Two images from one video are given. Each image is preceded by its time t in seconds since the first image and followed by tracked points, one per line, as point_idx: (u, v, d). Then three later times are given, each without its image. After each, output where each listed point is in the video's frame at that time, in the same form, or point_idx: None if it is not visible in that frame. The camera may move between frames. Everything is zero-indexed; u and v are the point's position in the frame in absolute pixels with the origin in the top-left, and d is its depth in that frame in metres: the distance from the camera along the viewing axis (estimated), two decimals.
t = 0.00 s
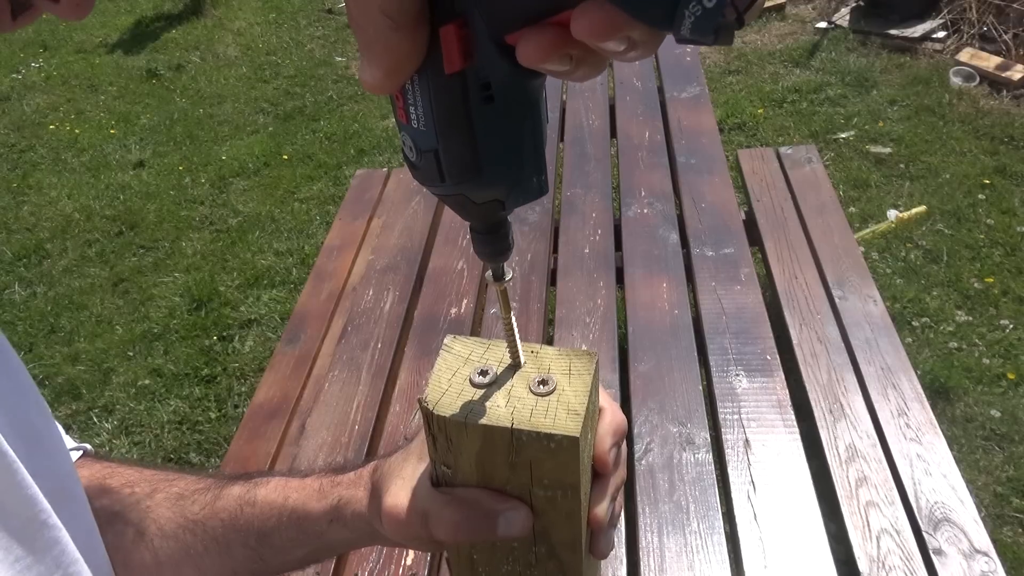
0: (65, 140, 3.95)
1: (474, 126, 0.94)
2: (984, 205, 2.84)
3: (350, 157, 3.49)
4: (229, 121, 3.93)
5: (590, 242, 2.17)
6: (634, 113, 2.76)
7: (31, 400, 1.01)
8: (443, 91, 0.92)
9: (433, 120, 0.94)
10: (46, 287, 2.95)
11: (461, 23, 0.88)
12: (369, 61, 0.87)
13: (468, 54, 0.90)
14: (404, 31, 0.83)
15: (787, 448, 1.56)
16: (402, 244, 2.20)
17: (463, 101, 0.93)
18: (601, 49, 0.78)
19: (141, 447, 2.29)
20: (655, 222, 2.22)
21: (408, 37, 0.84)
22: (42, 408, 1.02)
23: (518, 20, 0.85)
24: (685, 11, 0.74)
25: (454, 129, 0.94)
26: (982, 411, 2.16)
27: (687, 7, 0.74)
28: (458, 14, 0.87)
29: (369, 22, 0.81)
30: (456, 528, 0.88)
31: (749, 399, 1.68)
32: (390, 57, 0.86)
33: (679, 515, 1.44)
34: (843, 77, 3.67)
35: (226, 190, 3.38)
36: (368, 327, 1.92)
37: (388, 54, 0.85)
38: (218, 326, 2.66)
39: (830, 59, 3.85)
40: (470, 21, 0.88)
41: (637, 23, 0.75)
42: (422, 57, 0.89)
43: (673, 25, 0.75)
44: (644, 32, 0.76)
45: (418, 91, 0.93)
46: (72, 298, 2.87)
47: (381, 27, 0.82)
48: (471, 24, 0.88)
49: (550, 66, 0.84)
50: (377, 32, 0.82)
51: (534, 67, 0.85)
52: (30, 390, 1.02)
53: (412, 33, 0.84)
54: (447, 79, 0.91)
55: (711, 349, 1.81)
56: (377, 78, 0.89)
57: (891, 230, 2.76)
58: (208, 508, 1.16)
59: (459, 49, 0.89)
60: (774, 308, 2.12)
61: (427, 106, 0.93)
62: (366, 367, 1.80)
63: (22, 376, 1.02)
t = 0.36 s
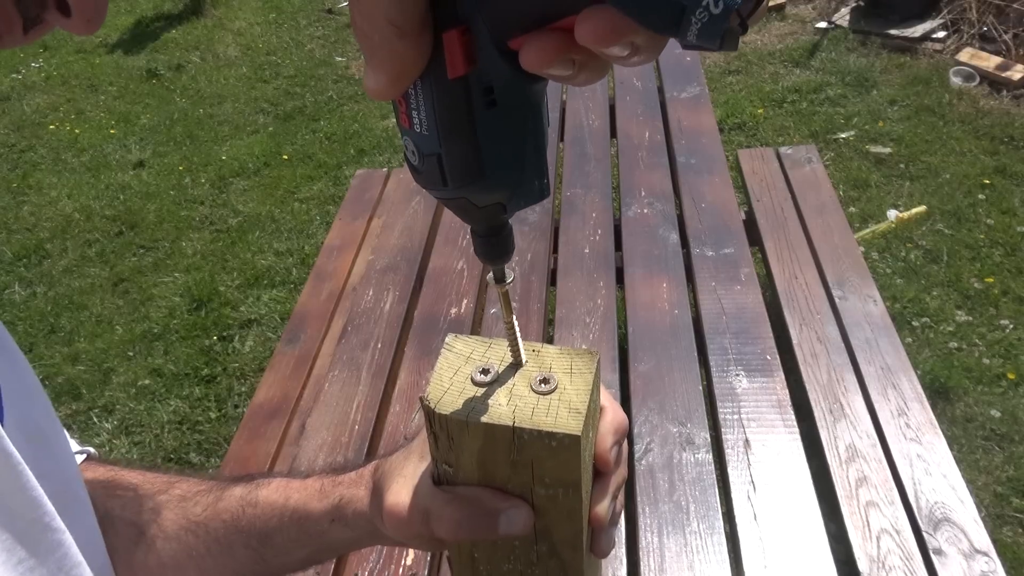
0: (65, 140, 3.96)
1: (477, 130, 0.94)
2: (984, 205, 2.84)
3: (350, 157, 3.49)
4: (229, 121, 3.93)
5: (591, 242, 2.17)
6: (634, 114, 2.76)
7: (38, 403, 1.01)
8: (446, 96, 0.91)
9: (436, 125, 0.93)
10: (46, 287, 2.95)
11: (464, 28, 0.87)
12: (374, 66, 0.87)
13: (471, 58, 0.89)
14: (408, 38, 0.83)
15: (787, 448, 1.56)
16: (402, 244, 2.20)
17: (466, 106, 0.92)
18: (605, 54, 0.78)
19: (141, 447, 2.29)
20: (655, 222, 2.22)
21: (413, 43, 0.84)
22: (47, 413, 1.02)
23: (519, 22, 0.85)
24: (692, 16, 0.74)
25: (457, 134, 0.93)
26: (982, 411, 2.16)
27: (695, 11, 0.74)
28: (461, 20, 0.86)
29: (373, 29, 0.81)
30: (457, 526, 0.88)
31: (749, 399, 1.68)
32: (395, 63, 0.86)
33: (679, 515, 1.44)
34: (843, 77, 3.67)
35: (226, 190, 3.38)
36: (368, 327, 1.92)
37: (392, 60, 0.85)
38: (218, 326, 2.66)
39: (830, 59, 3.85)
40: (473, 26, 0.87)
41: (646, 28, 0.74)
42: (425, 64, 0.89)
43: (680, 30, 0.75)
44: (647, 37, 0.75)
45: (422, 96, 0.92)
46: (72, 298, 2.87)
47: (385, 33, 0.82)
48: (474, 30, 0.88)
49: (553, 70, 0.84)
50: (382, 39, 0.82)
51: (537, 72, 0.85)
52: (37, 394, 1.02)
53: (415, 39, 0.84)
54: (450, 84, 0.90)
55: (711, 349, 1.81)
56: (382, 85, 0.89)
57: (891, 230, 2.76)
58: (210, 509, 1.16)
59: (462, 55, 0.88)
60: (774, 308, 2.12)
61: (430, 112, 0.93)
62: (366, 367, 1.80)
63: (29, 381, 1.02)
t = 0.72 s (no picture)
0: (65, 140, 3.95)
1: (486, 133, 0.94)
2: (984, 205, 2.84)
3: (350, 157, 3.49)
4: (229, 121, 3.93)
5: (590, 242, 2.17)
6: (634, 113, 2.76)
7: (49, 400, 1.02)
8: (456, 98, 0.91)
9: (446, 126, 0.93)
10: (46, 287, 2.95)
11: (475, 31, 0.87)
12: (385, 67, 0.86)
13: (481, 61, 0.89)
14: (421, 40, 0.83)
15: (787, 448, 1.56)
16: (402, 244, 2.20)
17: (475, 108, 0.92)
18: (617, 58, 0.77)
19: (141, 447, 2.29)
20: (655, 222, 2.22)
21: (424, 45, 0.84)
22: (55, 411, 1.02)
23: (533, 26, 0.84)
24: (708, 26, 0.72)
25: (465, 136, 0.94)
26: (982, 411, 2.16)
27: (710, 22, 0.71)
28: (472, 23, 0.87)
29: (386, 31, 0.81)
30: (458, 522, 0.88)
31: (749, 399, 1.68)
32: (406, 65, 0.85)
33: (679, 515, 1.44)
34: (843, 77, 3.67)
35: (226, 190, 3.38)
36: (368, 327, 1.92)
37: (404, 62, 0.85)
38: (218, 326, 2.66)
39: (830, 59, 3.85)
40: (484, 29, 0.87)
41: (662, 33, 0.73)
42: (435, 67, 0.88)
43: (695, 37, 0.73)
44: (659, 43, 0.75)
45: (431, 98, 0.92)
46: (72, 298, 2.87)
47: (398, 34, 0.82)
48: (485, 32, 0.87)
49: (562, 74, 0.85)
50: (394, 40, 0.82)
51: (546, 75, 0.86)
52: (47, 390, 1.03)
53: (427, 42, 0.84)
54: (459, 87, 0.90)
55: (711, 349, 1.81)
56: (391, 87, 0.88)
57: (891, 230, 2.76)
58: (212, 507, 1.15)
59: (472, 59, 0.88)
60: (774, 308, 2.12)
61: (439, 113, 0.93)
62: (366, 367, 1.80)
63: (38, 379, 1.03)
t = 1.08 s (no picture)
0: (65, 140, 3.95)
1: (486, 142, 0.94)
2: (984, 205, 2.84)
3: (350, 157, 3.49)
4: (229, 121, 3.93)
5: (591, 242, 2.17)
6: (634, 113, 2.76)
7: (57, 405, 1.01)
8: (457, 106, 0.91)
9: (446, 133, 0.93)
10: (46, 287, 2.95)
11: (476, 44, 0.87)
12: (386, 75, 0.87)
13: (482, 73, 0.89)
14: (420, 50, 0.84)
15: (787, 448, 1.56)
16: (403, 244, 2.20)
17: (476, 117, 0.92)
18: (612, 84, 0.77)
19: (141, 447, 2.29)
20: (655, 222, 2.22)
21: (425, 55, 0.85)
22: (66, 412, 1.03)
23: (536, 43, 0.82)
24: (680, 76, 0.67)
25: (466, 143, 0.93)
26: (982, 411, 2.16)
27: (682, 73, 0.67)
28: (474, 35, 0.86)
29: (386, 42, 0.82)
30: (461, 520, 0.88)
31: (748, 399, 1.68)
32: (408, 75, 0.86)
33: (679, 515, 1.44)
34: (843, 77, 3.67)
35: (226, 190, 3.38)
36: (368, 327, 1.92)
37: (405, 70, 0.86)
38: (218, 326, 2.66)
39: (830, 59, 3.85)
40: (486, 43, 0.87)
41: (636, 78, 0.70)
42: (436, 76, 0.89)
43: (669, 83, 0.69)
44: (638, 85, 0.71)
45: (434, 104, 0.92)
46: (72, 298, 2.87)
47: (397, 45, 0.82)
48: (486, 45, 0.87)
49: (558, 92, 0.85)
50: (394, 51, 0.83)
51: (544, 91, 0.85)
52: (54, 394, 1.02)
53: (428, 52, 0.85)
54: (460, 96, 0.90)
55: (711, 349, 1.81)
56: (393, 93, 0.89)
57: (891, 230, 2.76)
58: (215, 507, 1.15)
59: (473, 71, 0.89)
60: (774, 308, 2.12)
61: (441, 120, 0.93)
62: (367, 366, 1.80)
63: (50, 381, 1.03)
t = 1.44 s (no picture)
0: (65, 140, 3.95)
1: (489, 147, 0.94)
2: (984, 205, 2.84)
3: (350, 157, 3.49)
4: (229, 121, 3.93)
5: (591, 242, 2.17)
6: (634, 114, 2.76)
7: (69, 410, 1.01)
8: (460, 112, 0.91)
9: (449, 140, 0.93)
10: (46, 287, 2.95)
11: (480, 47, 0.86)
12: (387, 82, 0.85)
13: (486, 77, 0.89)
14: (425, 56, 0.82)
15: (787, 448, 1.56)
16: (403, 244, 2.20)
17: (480, 122, 0.92)
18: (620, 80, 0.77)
19: (141, 447, 2.29)
20: (655, 222, 2.22)
21: (429, 59, 0.83)
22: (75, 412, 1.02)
23: (537, 44, 0.84)
24: (704, 65, 0.67)
25: (469, 150, 0.93)
26: (982, 411, 2.16)
27: (707, 61, 0.67)
28: (478, 39, 0.86)
29: (392, 49, 0.79)
30: (459, 526, 0.88)
31: (748, 399, 1.68)
32: (408, 80, 0.84)
33: (679, 515, 1.44)
34: (843, 77, 3.67)
35: (226, 190, 3.38)
36: (368, 327, 1.92)
37: (409, 75, 0.84)
38: (218, 326, 2.66)
39: (830, 59, 3.85)
40: (490, 46, 0.87)
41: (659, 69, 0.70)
42: (437, 80, 0.88)
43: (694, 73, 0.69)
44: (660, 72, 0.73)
45: (436, 112, 0.92)
46: (72, 298, 2.87)
47: (403, 50, 0.80)
48: (490, 49, 0.87)
49: (564, 92, 0.86)
50: (400, 57, 0.81)
51: (551, 92, 0.87)
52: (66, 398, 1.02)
53: (432, 57, 0.83)
54: (464, 101, 0.90)
55: (711, 349, 1.81)
56: (395, 100, 0.87)
57: (891, 229, 2.76)
58: (213, 510, 1.16)
59: (477, 74, 0.88)
60: (774, 309, 2.12)
61: (443, 126, 0.93)
62: (367, 366, 1.80)
63: (61, 380, 1.03)
